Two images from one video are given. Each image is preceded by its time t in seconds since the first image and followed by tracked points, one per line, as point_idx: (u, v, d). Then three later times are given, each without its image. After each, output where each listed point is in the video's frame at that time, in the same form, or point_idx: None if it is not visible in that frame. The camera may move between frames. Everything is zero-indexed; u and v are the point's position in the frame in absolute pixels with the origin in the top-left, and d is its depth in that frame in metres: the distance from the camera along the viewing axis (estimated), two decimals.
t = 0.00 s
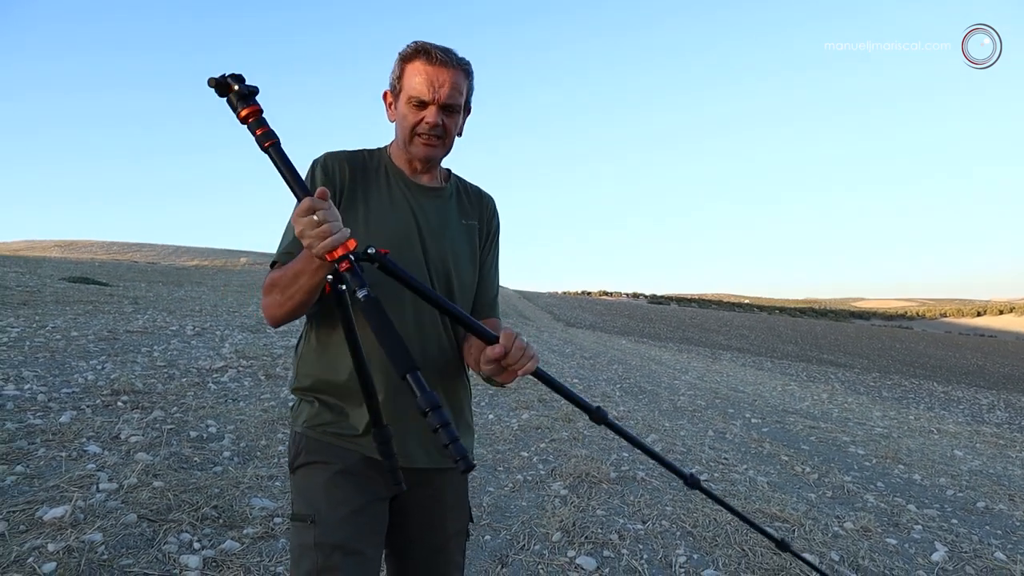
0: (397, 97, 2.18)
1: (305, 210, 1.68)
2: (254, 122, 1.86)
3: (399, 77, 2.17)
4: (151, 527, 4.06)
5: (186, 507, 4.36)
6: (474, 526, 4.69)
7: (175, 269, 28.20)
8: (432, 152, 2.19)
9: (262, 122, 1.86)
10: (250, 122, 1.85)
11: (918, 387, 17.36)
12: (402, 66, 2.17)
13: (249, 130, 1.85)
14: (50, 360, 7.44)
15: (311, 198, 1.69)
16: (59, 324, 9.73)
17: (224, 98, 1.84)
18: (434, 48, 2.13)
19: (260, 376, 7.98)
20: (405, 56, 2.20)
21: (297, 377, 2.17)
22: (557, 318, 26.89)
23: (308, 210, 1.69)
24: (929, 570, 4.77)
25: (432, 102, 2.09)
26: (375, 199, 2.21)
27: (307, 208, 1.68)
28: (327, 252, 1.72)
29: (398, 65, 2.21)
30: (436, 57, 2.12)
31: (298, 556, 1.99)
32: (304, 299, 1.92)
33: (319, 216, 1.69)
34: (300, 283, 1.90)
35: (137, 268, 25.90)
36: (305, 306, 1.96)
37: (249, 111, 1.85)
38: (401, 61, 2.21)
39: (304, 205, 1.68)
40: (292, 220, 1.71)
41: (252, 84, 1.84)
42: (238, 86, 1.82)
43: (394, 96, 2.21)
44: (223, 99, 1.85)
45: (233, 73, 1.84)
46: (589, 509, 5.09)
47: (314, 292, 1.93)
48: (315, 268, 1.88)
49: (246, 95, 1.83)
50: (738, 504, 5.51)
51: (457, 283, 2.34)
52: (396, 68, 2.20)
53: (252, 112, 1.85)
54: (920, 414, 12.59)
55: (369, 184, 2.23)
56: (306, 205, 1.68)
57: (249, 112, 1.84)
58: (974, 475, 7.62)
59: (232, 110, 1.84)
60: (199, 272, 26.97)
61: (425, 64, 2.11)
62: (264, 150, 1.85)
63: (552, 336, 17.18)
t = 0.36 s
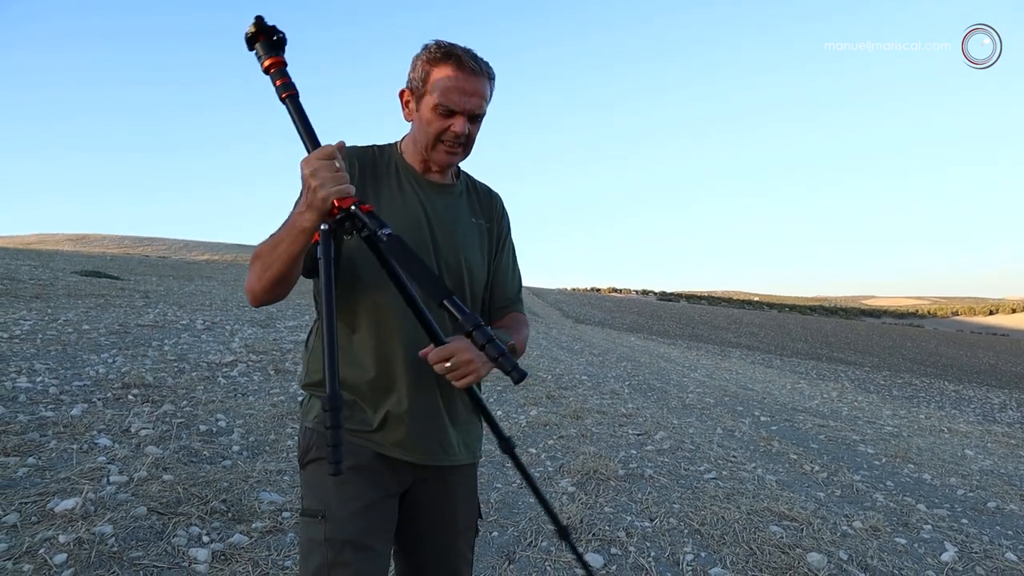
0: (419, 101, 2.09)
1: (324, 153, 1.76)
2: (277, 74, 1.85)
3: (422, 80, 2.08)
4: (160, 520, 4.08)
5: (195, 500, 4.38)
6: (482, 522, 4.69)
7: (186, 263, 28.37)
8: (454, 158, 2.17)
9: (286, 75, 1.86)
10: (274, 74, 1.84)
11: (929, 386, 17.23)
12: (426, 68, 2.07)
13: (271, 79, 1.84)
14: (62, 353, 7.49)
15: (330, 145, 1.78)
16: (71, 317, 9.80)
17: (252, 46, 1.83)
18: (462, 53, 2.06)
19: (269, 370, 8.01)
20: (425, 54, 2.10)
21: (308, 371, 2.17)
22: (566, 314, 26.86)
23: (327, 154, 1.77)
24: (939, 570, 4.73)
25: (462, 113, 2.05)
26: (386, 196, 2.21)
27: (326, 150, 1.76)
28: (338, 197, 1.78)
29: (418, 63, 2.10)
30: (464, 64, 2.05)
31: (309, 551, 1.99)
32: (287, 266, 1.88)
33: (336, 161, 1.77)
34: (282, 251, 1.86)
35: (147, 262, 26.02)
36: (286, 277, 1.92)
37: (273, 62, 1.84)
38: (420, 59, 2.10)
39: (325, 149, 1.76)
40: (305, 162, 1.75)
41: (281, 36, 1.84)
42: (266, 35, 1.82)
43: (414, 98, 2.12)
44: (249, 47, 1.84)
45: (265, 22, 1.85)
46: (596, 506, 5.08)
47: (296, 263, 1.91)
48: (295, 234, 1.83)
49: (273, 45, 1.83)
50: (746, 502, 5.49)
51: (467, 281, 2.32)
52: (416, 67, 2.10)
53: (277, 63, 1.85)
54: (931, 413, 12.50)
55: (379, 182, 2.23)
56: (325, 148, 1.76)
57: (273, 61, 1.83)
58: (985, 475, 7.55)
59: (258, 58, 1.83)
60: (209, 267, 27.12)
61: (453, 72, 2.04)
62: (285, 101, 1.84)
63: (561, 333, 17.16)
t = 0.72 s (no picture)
0: (439, 115, 2.08)
1: (369, 156, 1.72)
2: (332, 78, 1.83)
3: (445, 95, 2.06)
4: (162, 522, 4.09)
5: (197, 502, 4.39)
6: (484, 526, 4.69)
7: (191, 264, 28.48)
8: (467, 173, 2.18)
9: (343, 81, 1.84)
10: (331, 78, 1.82)
11: (933, 393, 17.17)
12: (450, 83, 2.05)
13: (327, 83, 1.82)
14: (66, 352, 7.51)
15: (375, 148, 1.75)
16: (75, 317, 9.84)
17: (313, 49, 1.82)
18: (486, 71, 2.04)
19: (272, 372, 8.02)
20: (450, 67, 2.08)
21: (308, 375, 2.18)
22: (569, 319, 26.85)
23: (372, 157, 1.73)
24: None
25: (483, 133, 2.05)
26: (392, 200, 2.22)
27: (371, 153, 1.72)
28: (375, 200, 1.74)
29: (442, 76, 2.08)
30: (488, 84, 2.04)
31: (307, 554, 2.00)
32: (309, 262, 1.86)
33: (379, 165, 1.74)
34: (304, 246, 1.83)
35: (152, 262, 26.13)
36: (303, 275, 1.91)
37: (331, 66, 1.82)
38: (444, 71, 2.08)
39: (371, 152, 1.72)
40: (348, 160, 1.72)
41: (342, 43, 1.84)
42: (328, 41, 1.82)
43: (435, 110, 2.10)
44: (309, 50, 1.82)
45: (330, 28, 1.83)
46: (598, 511, 5.07)
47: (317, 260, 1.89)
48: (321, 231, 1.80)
49: (333, 52, 1.82)
50: (749, 509, 5.47)
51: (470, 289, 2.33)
52: (440, 80, 2.08)
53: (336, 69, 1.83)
54: (934, 420, 12.45)
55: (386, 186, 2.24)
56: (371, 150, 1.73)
57: (331, 66, 1.81)
58: (989, 483, 7.52)
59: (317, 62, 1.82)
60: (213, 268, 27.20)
61: (477, 91, 2.03)
62: (338, 106, 1.81)
63: (564, 337, 17.15)
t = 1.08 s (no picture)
0: (435, 112, 2.11)
1: (371, 185, 1.71)
2: (331, 101, 1.84)
3: (440, 91, 2.09)
4: (161, 526, 4.09)
5: (196, 506, 4.39)
6: (482, 531, 4.69)
7: (190, 268, 28.42)
8: (465, 171, 2.18)
9: (341, 103, 1.84)
10: (330, 100, 1.83)
11: (931, 400, 17.18)
12: (444, 80, 2.09)
13: (326, 106, 1.83)
14: (65, 356, 7.51)
15: (377, 178, 1.73)
16: (73, 320, 9.84)
17: (311, 72, 1.84)
18: (482, 67, 2.08)
19: (271, 377, 8.02)
20: (444, 65, 2.11)
21: (309, 380, 2.17)
22: (568, 324, 26.85)
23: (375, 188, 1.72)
24: None
25: (477, 126, 2.06)
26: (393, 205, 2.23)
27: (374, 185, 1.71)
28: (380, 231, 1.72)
29: (436, 75, 2.12)
30: (482, 78, 2.07)
31: (307, 559, 2.00)
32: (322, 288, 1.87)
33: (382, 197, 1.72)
34: (313, 270, 1.84)
35: (151, 266, 26.13)
36: (310, 298, 1.90)
37: (329, 88, 1.84)
38: (439, 71, 2.12)
39: (372, 181, 1.71)
40: (352, 193, 1.71)
41: (337, 63, 1.85)
42: (325, 62, 1.83)
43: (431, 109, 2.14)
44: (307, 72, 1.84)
45: (328, 50, 1.84)
46: (597, 517, 5.07)
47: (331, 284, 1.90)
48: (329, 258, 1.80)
49: (330, 74, 1.84)
50: (747, 515, 5.48)
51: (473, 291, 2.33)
52: (435, 78, 2.12)
53: (334, 91, 1.83)
54: (933, 427, 12.45)
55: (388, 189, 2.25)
56: (374, 182, 1.72)
57: (329, 87, 1.83)
58: (987, 490, 7.52)
59: (315, 85, 1.83)
60: (212, 272, 27.18)
61: (470, 85, 2.06)
62: (337, 129, 1.83)
63: (562, 343, 17.16)
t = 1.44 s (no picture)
0: (430, 116, 2.12)
1: (317, 188, 1.69)
2: (273, 103, 1.79)
3: (435, 95, 2.10)
4: (156, 528, 4.08)
5: (190, 508, 4.37)
6: (477, 534, 4.69)
7: (185, 270, 28.33)
8: (458, 175, 2.20)
9: (282, 105, 1.79)
10: (271, 103, 1.78)
11: (925, 402, 17.24)
12: (439, 85, 2.10)
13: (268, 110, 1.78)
14: (59, 358, 7.49)
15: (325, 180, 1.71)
16: (68, 322, 9.80)
17: (251, 75, 1.78)
18: (475, 72, 2.09)
19: (266, 379, 8.00)
20: (440, 70, 2.12)
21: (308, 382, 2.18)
22: (564, 327, 26.87)
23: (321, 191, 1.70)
24: None
25: (472, 131, 2.07)
26: (391, 206, 2.23)
27: (320, 187, 1.69)
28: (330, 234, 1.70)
29: (432, 79, 2.13)
30: (477, 83, 2.08)
31: (306, 561, 2.00)
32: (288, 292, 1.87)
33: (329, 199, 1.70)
34: (275, 274, 1.84)
35: (145, 268, 26.07)
36: (280, 302, 1.91)
37: (271, 91, 1.78)
38: (434, 74, 2.13)
39: (319, 183, 1.69)
40: (298, 196, 1.69)
41: (278, 64, 1.79)
42: (264, 64, 1.78)
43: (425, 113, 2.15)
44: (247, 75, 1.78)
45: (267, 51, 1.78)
46: (592, 519, 5.08)
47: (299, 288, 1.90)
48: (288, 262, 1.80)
49: (271, 76, 1.78)
50: (743, 517, 5.49)
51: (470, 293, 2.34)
52: (430, 82, 2.12)
53: (274, 93, 1.78)
54: (927, 430, 12.51)
55: (384, 192, 2.25)
56: (321, 184, 1.69)
57: (270, 91, 1.77)
58: (981, 492, 7.55)
59: (255, 87, 1.78)
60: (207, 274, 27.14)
61: (466, 90, 2.07)
62: (281, 133, 1.78)
63: (558, 345, 17.18)
